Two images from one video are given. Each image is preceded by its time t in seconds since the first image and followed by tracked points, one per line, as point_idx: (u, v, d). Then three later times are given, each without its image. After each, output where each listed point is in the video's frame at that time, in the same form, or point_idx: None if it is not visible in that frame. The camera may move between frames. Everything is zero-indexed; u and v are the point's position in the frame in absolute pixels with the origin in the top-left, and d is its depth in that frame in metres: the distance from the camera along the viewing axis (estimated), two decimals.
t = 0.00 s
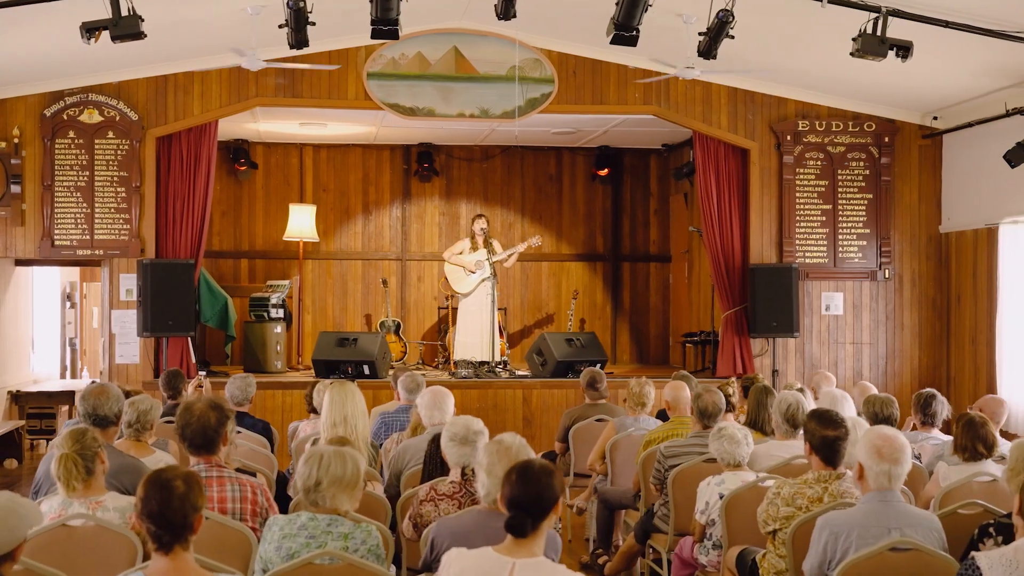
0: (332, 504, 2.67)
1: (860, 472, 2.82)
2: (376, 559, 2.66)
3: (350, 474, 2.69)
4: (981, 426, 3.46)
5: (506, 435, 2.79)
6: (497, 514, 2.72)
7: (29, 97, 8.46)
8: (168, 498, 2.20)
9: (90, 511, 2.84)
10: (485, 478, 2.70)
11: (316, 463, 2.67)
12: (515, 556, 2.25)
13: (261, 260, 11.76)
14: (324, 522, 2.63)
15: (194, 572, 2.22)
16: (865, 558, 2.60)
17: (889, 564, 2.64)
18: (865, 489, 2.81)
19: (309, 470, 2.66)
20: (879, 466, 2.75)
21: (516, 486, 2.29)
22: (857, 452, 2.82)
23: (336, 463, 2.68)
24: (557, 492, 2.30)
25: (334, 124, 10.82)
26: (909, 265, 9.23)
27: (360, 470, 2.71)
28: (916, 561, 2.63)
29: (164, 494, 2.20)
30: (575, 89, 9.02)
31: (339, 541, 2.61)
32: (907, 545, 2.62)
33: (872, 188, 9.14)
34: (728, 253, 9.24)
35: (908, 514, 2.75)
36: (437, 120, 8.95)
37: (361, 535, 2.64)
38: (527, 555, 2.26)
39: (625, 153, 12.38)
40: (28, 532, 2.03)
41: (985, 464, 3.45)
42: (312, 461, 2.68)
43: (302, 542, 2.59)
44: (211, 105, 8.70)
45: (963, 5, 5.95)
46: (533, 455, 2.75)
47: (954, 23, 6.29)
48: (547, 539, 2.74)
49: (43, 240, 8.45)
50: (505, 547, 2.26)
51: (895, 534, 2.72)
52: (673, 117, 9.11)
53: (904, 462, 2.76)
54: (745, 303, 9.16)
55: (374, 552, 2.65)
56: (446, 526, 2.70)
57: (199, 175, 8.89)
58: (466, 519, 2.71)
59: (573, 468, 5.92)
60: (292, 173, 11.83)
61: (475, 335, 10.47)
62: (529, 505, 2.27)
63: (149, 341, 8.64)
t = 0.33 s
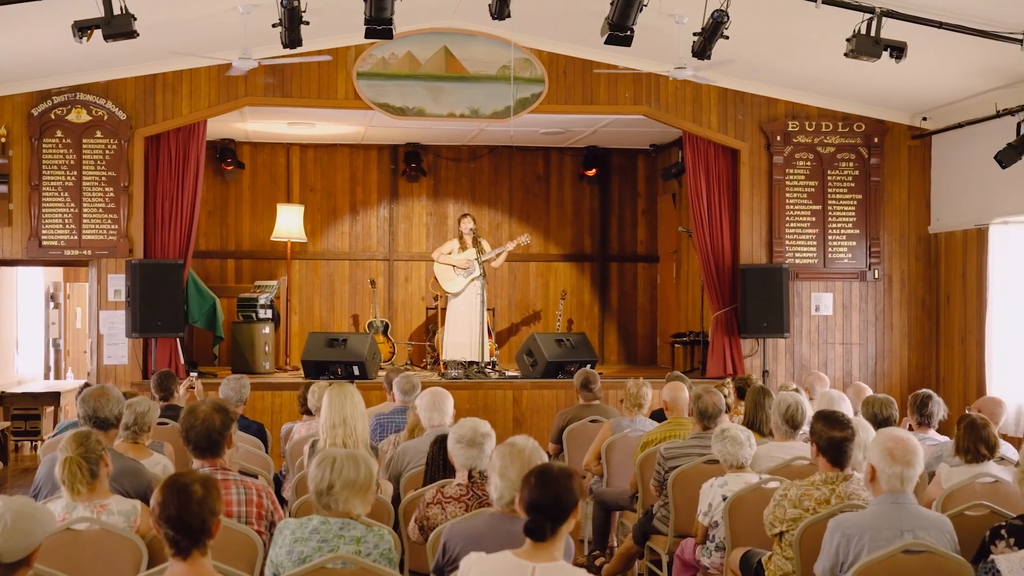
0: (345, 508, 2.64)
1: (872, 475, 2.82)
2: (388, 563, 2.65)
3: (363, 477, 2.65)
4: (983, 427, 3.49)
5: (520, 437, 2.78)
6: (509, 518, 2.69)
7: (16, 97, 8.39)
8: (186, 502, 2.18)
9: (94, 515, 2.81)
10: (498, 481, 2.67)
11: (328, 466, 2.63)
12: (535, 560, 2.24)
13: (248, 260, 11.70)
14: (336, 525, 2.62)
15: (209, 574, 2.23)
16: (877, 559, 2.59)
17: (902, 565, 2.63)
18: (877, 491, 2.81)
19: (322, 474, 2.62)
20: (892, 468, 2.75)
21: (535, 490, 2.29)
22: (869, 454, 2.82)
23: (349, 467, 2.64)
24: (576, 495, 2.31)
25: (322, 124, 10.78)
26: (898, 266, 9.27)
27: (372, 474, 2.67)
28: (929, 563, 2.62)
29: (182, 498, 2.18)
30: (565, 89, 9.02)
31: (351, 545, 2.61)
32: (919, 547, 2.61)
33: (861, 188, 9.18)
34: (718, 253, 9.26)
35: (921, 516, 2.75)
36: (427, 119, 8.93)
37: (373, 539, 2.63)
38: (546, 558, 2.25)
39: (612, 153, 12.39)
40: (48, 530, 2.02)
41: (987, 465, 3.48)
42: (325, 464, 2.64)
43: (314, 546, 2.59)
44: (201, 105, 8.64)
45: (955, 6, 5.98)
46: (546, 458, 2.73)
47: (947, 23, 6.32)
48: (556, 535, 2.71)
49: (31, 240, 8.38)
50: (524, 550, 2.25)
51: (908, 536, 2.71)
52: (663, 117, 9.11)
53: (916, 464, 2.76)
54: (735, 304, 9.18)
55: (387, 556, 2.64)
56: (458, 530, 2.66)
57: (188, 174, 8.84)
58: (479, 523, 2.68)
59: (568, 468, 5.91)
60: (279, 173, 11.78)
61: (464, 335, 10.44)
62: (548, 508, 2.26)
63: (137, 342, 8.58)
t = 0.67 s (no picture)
0: (359, 512, 2.62)
1: (885, 477, 2.81)
2: (402, 568, 2.62)
3: (378, 480, 2.63)
4: (987, 428, 3.51)
5: (533, 441, 2.76)
6: (522, 521, 2.67)
7: (5, 96, 8.33)
8: (208, 507, 2.17)
9: (101, 519, 2.77)
10: (512, 484, 2.64)
11: (342, 470, 2.62)
12: (558, 565, 2.22)
13: (237, 261, 11.65)
14: (350, 529, 2.60)
15: None
16: (891, 561, 2.59)
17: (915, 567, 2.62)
18: (891, 494, 2.81)
19: (336, 477, 2.61)
20: (905, 471, 2.73)
21: (558, 493, 2.28)
22: (882, 456, 2.81)
23: (363, 470, 2.63)
24: (599, 499, 2.30)
25: (313, 124, 10.74)
26: (890, 266, 9.30)
27: (386, 477, 2.66)
28: (941, 565, 2.61)
29: (202, 503, 2.17)
30: (558, 89, 9.01)
31: (365, 549, 2.58)
32: (933, 549, 2.59)
33: (853, 189, 9.22)
34: (711, 253, 9.27)
35: (935, 519, 2.75)
36: (419, 119, 8.91)
37: (387, 543, 2.60)
38: (569, 563, 2.23)
39: (602, 154, 12.39)
40: (69, 535, 2.01)
41: (992, 467, 3.49)
42: (339, 468, 2.63)
43: (328, 550, 2.57)
44: (192, 104, 8.59)
45: (951, 6, 6.00)
46: (561, 462, 2.72)
47: (942, 24, 6.34)
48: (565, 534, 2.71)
49: (21, 240, 8.32)
50: (544, 554, 2.24)
51: (921, 539, 2.71)
52: (655, 118, 9.11)
53: (930, 466, 2.75)
54: (727, 304, 9.19)
55: (401, 561, 2.61)
56: (471, 534, 2.66)
57: (179, 174, 8.79)
58: (493, 527, 2.68)
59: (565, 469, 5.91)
60: (268, 173, 11.73)
61: (456, 335, 10.42)
62: (571, 512, 2.25)
63: (128, 343, 8.53)
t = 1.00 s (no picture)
0: (386, 512, 2.62)
1: (910, 477, 2.82)
2: (429, 569, 2.61)
3: (405, 481, 2.64)
4: (1002, 429, 3.50)
5: (559, 441, 2.75)
6: (547, 523, 2.66)
7: (6, 95, 8.30)
8: (242, 509, 2.17)
9: (120, 520, 2.75)
10: (538, 484, 2.64)
11: (369, 470, 2.62)
12: (592, 565, 2.22)
13: (235, 260, 11.62)
14: (376, 530, 2.58)
15: None
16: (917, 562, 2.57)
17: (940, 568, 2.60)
18: (914, 495, 2.81)
19: (363, 477, 2.61)
20: (931, 471, 2.75)
21: (592, 494, 2.27)
22: (906, 457, 2.82)
23: (390, 471, 2.63)
24: (633, 500, 2.28)
25: (312, 123, 10.72)
26: (891, 266, 9.31)
27: (413, 479, 2.67)
28: (967, 565, 2.59)
29: (237, 504, 2.17)
30: (559, 89, 9.00)
31: (391, 550, 2.57)
32: (959, 550, 2.57)
33: (854, 189, 9.22)
34: (712, 253, 9.26)
35: (960, 520, 2.74)
36: (421, 119, 8.90)
37: (414, 544, 2.59)
38: (603, 564, 2.23)
39: (601, 153, 12.38)
40: (100, 536, 1.99)
41: (1006, 468, 3.50)
42: (366, 469, 2.63)
43: (354, 551, 2.55)
44: (193, 104, 8.57)
45: (957, 6, 5.99)
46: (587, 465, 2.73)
47: (947, 24, 6.34)
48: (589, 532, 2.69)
49: (21, 240, 8.29)
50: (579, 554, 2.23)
51: (947, 539, 2.70)
52: (657, 118, 9.11)
53: (955, 467, 2.76)
54: (729, 304, 9.19)
55: (427, 562, 2.60)
56: (497, 536, 2.65)
57: (181, 174, 8.76)
58: (519, 528, 2.66)
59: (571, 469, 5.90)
60: (266, 172, 11.70)
61: (457, 335, 10.40)
62: (605, 513, 2.24)
63: (129, 343, 8.50)
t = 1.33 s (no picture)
0: (412, 513, 2.61)
1: (933, 478, 2.83)
2: (455, 570, 2.60)
3: (431, 482, 2.63)
4: (1015, 429, 3.53)
5: (585, 441, 2.75)
6: (573, 523, 2.65)
7: (4, 94, 8.26)
8: (277, 510, 2.17)
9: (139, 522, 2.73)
10: (564, 485, 2.64)
11: (395, 471, 2.61)
12: (627, 566, 2.21)
13: (232, 260, 11.58)
14: (402, 532, 2.57)
15: None
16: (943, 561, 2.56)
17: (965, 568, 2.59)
18: (938, 496, 2.81)
19: (390, 478, 2.60)
20: (954, 471, 2.75)
21: (627, 495, 2.26)
22: (930, 457, 2.83)
23: (417, 472, 2.62)
24: (667, 501, 2.28)
25: (310, 123, 10.69)
26: (890, 266, 9.33)
27: (439, 479, 2.66)
28: (991, 565, 2.58)
29: (273, 505, 2.18)
30: (559, 88, 8.99)
31: (418, 552, 2.55)
32: (984, 550, 2.56)
33: (853, 189, 9.24)
34: (712, 253, 9.27)
35: (984, 520, 2.75)
36: (420, 119, 8.89)
37: (440, 546, 2.58)
38: (637, 565, 2.22)
39: (598, 153, 12.37)
40: (132, 537, 1.98)
41: (1019, 468, 3.53)
42: (392, 469, 2.62)
43: (381, 553, 2.54)
44: (191, 103, 8.54)
45: (963, 6, 6.00)
46: (613, 468, 2.71)
47: (951, 24, 6.34)
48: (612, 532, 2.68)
49: (19, 239, 8.25)
50: (613, 555, 2.22)
51: (972, 540, 2.70)
52: (656, 117, 9.11)
53: (979, 468, 2.76)
54: (728, 304, 9.19)
55: (453, 563, 2.59)
56: (523, 536, 2.64)
57: (179, 174, 8.73)
58: (544, 529, 2.66)
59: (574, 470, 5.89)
60: (263, 172, 11.67)
61: (455, 336, 10.38)
62: (640, 513, 2.23)
63: (127, 342, 8.46)
